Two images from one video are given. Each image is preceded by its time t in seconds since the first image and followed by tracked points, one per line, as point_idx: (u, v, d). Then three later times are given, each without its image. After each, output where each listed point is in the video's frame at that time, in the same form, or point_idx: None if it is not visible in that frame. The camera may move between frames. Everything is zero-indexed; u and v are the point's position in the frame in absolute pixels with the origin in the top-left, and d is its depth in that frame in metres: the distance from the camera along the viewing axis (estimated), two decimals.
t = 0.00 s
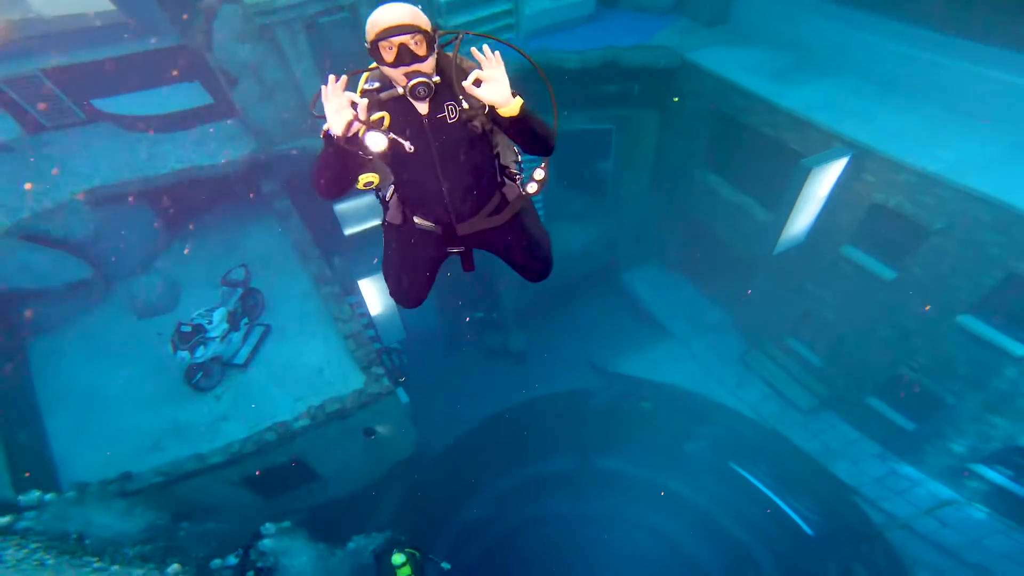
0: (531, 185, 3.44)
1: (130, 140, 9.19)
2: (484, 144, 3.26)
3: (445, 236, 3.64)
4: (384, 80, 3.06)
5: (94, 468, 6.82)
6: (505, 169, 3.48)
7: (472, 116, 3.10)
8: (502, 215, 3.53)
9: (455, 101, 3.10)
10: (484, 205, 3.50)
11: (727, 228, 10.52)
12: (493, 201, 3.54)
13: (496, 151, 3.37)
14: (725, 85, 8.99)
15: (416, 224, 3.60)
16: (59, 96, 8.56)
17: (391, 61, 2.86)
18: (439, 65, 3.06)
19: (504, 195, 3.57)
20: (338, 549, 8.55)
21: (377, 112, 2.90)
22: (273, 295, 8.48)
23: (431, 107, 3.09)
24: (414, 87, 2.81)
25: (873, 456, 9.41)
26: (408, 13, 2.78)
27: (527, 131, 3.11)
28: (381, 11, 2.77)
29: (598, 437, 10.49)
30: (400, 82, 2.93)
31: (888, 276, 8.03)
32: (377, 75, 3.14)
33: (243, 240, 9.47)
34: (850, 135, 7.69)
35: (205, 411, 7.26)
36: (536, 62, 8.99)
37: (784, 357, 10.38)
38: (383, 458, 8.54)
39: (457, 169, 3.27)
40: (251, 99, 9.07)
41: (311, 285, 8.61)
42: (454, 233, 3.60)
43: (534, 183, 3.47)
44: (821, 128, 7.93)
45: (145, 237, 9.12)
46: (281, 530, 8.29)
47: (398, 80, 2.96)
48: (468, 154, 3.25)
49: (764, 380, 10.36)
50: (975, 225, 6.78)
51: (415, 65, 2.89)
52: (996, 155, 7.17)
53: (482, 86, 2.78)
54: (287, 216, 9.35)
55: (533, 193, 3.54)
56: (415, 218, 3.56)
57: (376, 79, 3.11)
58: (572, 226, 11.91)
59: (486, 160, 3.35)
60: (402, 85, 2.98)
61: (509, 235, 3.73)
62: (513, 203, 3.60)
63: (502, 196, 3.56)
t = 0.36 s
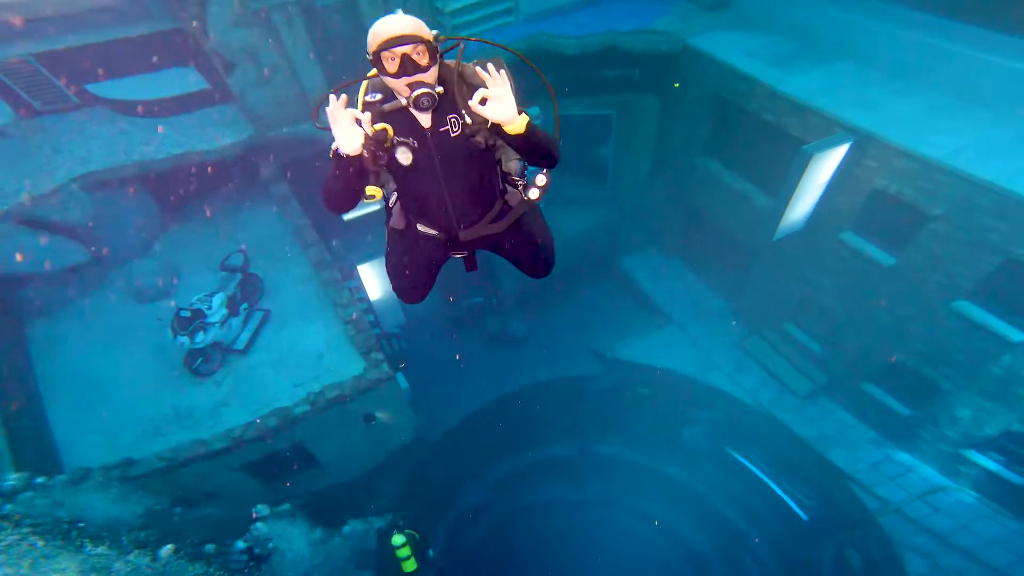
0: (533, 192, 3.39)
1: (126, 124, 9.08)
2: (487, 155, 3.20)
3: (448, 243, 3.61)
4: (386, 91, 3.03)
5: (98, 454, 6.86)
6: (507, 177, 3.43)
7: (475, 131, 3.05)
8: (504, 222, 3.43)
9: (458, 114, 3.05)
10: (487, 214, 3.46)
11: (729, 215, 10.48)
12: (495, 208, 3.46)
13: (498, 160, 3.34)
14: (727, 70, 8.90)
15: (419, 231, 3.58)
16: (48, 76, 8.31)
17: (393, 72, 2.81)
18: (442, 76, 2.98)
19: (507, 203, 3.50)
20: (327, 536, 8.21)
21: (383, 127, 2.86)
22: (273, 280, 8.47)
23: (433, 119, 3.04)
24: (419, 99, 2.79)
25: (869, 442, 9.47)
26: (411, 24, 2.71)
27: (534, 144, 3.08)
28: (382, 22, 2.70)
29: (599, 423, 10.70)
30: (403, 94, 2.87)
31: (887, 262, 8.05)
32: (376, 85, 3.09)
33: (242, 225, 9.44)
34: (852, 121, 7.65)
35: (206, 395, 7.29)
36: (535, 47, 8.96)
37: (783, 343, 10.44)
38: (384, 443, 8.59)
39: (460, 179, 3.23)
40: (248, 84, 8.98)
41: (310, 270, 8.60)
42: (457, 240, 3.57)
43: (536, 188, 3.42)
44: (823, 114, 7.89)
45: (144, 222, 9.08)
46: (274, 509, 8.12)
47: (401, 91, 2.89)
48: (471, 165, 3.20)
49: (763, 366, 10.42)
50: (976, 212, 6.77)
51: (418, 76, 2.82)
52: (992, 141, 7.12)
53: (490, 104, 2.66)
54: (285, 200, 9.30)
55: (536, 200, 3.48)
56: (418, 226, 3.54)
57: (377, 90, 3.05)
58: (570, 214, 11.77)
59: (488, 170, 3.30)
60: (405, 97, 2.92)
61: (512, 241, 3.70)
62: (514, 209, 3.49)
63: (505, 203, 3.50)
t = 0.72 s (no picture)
0: (537, 203, 3.32)
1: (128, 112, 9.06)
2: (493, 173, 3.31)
3: (455, 253, 3.73)
4: (393, 112, 3.09)
5: (103, 441, 6.90)
6: (512, 190, 3.49)
7: (483, 154, 3.14)
8: (510, 232, 3.55)
9: (465, 135, 3.18)
10: (493, 226, 3.56)
11: (734, 203, 10.42)
12: (501, 220, 3.56)
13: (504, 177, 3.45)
14: (731, 57, 8.83)
15: (427, 242, 3.70)
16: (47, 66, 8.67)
17: (402, 94, 2.93)
18: (448, 98, 3.13)
19: (512, 215, 3.58)
20: (330, 520, 8.39)
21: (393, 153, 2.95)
22: (275, 268, 8.49)
23: (440, 140, 3.17)
24: (426, 120, 2.87)
25: (869, 430, 9.48)
26: (418, 48, 2.89)
27: (545, 161, 3.08)
28: (390, 47, 2.89)
29: (600, 406, 10.37)
30: (411, 115, 2.97)
31: (890, 249, 8.07)
32: (382, 105, 3.16)
33: (243, 212, 9.43)
34: (857, 109, 7.61)
35: (211, 383, 7.33)
36: (538, 33, 8.84)
37: (785, 329, 10.46)
38: (387, 430, 8.63)
39: (466, 195, 3.34)
40: (249, 71, 8.94)
41: (312, 258, 8.61)
42: (464, 251, 3.68)
43: (541, 199, 3.31)
44: (827, 102, 7.84)
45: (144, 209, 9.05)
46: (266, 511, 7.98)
47: (408, 113, 3.00)
48: (477, 182, 3.33)
49: (764, 352, 10.44)
50: (980, 200, 6.74)
51: (426, 98, 2.95)
52: (1002, 132, 7.01)
53: (507, 122, 2.75)
54: (287, 187, 9.30)
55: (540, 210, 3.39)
56: (426, 237, 3.66)
57: (384, 111, 3.13)
58: (573, 199, 11.77)
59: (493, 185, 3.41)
60: (412, 119, 3.03)
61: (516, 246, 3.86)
62: (520, 219, 3.59)
63: (510, 216, 3.58)
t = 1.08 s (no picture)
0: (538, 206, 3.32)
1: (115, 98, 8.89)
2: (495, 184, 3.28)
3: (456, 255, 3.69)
4: (395, 124, 3.11)
5: (104, 426, 6.93)
6: (513, 194, 3.45)
7: (484, 168, 3.11)
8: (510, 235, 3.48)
9: (466, 147, 3.20)
10: (494, 229, 3.53)
11: (733, 187, 10.38)
12: (501, 223, 3.53)
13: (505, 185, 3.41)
14: (730, 40, 8.75)
15: (428, 243, 3.72)
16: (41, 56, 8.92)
17: (402, 106, 2.96)
18: (451, 111, 3.15)
19: (513, 218, 3.55)
20: (325, 503, 8.61)
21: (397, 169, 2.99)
22: (272, 251, 8.46)
23: (442, 152, 3.20)
24: (427, 133, 2.91)
25: (864, 412, 9.55)
26: (420, 62, 2.93)
27: (547, 171, 3.06)
28: (392, 60, 2.93)
29: (598, 390, 10.40)
30: (412, 128, 3.01)
31: (887, 232, 8.10)
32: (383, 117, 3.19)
33: (239, 198, 9.36)
34: (857, 91, 7.58)
35: (210, 367, 7.33)
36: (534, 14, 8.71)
37: (783, 311, 10.52)
38: (387, 414, 8.67)
39: (467, 205, 3.36)
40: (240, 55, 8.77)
41: (309, 242, 8.58)
42: (465, 254, 3.64)
43: (542, 202, 3.32)
44: (827, 85, 7.80)
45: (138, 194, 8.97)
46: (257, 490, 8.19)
47: (410, 125, 3.03)
48: (478, 189, 3.33)
49: (761, 334, 10.49)
50: (979, 183, 6.74)
51: (427, 110, 2.99)
52: (1000, 109, 7.08)
53: (509, 136, 2.72)
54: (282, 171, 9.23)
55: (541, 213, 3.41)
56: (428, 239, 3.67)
57: (385, 124, 3.16)
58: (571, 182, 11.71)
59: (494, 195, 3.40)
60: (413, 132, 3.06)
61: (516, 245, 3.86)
62: (520, 222, 3.51)
63: (511, 219, 3.55)
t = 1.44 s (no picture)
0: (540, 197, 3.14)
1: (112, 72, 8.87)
2: (498, 185, 3.14)
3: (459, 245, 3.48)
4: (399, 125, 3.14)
5: (110, 401, 6.94)
6: (515, 186, 3.26)
7: (486, 170, 2.98)
8: (512, 227, 3.19)
9: (468, 148, 3.15)
10: (496, 222, 3.28)
11: (735, 160, 10.30)
12: (503, 214, 3.25)
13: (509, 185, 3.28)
14: (733, 12, 8.72)
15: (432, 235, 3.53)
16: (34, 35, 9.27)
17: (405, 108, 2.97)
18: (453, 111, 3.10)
19: (517, 212, 3.31)
20: (327, 478, 8.53)
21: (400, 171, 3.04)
22: (271, 227, 8.44)
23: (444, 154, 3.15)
24: (428, 134, 2.89)
25: (862, 383, 9.60)
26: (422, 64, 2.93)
27: (547, 168, 3.09)
28: (395, 61, 2.93)
29: (599, 362, 10.51)
30: (413, 129, 3.01)
31: (888, 202, 8.10)
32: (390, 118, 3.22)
33: (237, 174, 9.28)
34: (860, 64, 7.62)
35: (212, 342, 7.34)
36: None
37: (783, 282, 10.56)
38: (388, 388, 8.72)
39: (468, 199, 3.20)
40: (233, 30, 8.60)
41: (307, 217, 8.56)
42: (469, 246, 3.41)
43: (542, 193, 3.18)
44: (830, 57, 7.81)
45: (133, 170, 8.86)
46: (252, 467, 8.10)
47: (411, 127, 3.02)
48: (481, 185, 3.18)
49: (760, 304, 10.52)
50: (982, 153, 6.72)
51: (429, 111, 2.97)
52: (1005, 83, 7.18)
53: (507, 135, 2.72)
54: (279, 147, 9.18)
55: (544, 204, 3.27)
56: (432, 230, 3.48)
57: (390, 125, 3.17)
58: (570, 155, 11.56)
59: (499, 195, 3.26)
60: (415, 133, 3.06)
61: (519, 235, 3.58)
62: (523, 214, 3.24)
63: (515, 212, 3.31)
